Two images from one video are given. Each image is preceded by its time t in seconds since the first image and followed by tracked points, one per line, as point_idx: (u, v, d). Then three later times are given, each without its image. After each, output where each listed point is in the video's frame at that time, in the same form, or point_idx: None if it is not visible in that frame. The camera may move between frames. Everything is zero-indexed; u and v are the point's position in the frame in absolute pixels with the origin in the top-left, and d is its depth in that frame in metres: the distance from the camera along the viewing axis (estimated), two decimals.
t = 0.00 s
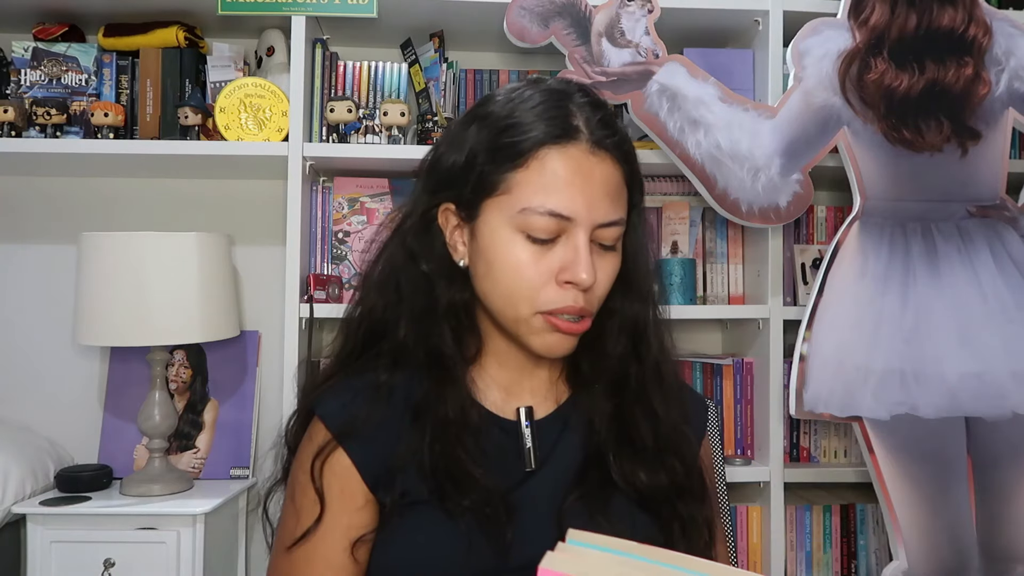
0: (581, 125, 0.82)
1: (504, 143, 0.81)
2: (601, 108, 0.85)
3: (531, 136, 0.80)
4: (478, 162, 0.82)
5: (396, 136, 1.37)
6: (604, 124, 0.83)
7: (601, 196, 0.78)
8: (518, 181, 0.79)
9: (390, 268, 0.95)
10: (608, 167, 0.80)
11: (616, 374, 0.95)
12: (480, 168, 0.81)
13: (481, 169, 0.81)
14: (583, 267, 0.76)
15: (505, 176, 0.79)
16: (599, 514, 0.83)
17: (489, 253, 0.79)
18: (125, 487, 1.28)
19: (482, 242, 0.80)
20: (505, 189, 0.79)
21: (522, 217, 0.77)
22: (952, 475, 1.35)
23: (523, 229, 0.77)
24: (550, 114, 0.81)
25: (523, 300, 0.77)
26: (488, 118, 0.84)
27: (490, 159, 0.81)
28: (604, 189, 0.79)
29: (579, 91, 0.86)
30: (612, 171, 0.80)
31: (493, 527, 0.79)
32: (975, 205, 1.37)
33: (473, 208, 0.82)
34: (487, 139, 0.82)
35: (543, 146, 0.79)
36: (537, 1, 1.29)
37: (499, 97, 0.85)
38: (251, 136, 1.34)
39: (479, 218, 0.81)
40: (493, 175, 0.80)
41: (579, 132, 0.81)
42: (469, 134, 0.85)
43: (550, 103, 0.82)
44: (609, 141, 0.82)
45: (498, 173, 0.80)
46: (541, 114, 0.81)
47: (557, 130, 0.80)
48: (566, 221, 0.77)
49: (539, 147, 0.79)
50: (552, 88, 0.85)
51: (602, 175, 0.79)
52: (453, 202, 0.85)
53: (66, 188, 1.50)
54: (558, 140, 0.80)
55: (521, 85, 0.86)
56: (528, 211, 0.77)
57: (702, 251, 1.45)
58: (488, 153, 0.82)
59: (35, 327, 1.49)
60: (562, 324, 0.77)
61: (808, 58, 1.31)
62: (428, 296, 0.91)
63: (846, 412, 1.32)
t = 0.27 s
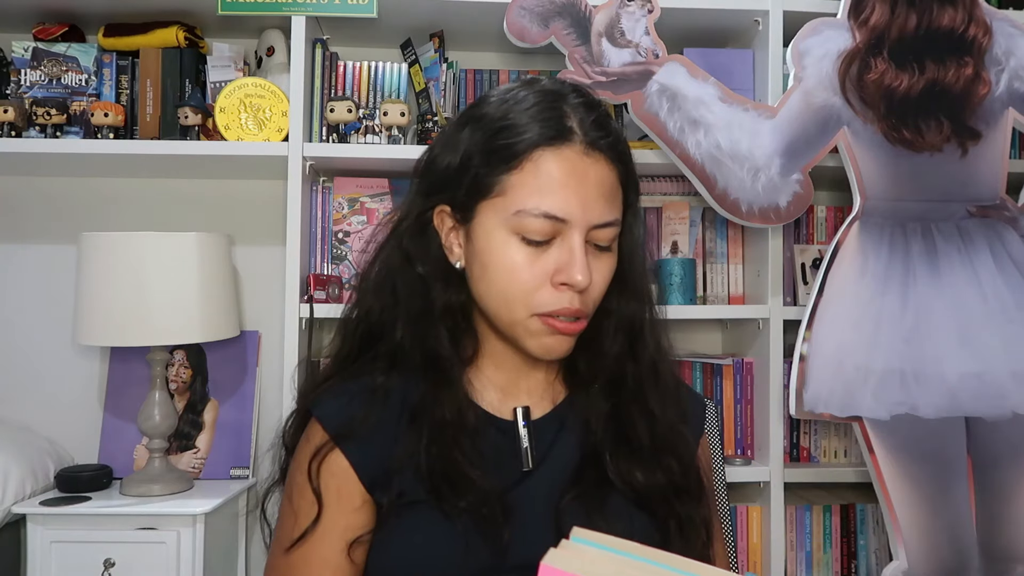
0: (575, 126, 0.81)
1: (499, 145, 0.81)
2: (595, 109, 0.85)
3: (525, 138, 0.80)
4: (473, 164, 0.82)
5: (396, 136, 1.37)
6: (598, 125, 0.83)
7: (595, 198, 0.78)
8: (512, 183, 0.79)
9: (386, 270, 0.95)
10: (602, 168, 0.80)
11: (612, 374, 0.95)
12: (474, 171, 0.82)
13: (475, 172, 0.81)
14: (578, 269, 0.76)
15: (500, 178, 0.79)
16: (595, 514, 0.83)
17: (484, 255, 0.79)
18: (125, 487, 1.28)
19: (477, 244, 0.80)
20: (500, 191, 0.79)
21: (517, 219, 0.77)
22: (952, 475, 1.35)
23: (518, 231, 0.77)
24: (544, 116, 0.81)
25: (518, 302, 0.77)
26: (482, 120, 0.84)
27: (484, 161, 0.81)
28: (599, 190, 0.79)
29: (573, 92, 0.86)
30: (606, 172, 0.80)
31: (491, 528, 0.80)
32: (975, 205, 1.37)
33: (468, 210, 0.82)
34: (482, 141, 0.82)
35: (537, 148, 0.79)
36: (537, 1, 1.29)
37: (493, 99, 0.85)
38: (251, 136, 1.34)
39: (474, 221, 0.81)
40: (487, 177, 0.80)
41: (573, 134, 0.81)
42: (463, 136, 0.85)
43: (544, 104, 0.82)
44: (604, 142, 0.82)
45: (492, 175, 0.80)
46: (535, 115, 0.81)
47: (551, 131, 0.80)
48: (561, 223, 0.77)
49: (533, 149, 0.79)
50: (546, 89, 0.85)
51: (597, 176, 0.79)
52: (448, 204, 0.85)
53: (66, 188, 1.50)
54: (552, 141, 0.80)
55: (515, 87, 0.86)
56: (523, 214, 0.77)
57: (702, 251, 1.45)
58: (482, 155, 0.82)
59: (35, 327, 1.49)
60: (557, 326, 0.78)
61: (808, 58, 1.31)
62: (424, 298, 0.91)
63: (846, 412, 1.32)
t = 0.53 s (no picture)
0: (569, 125, 0.81)
1: (493, 144, 0.81)
2: (590, 108, 0.85)
3: (519, 136, 0.80)
4: (468, 164, 0.82)
5: (396, 136, 1.37)
6: (593, 124, 0.83)
7: (589, 196, 0.78)
8: (507, 182, 0.79)
9: (382, 270, 0.95)
10: (597, 167, 0.80)
11: (609, 373, 0.95)
12: (469, 170, 0.82)
13: (470, 171, 0.81)
14: (572, 267, 0.75)
15: (494, 177, 0.79)
16: (592, 514, 0.83)
17: (479, 253, 0.79)
18: (125, 487, 1.28)
19: (471, 244, 0.80)
20: (494, 190, 0.79)
21: (511, 218, 0.77)
22: (952, 475, 1.35)
23: (512, 229, 0.77)
24: (539, 115, 0.81)
25: (513, 300, 0.77)
26: (476, 120, 0.84)
27: (479, 161, 0.81)
28: (594, 188, 0.79)
29: (568, 91, 0.86)
30: (601, 171, 0.80)
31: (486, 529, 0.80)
32: (975, 205, 1.37)
33: (463, 209, 0.82)
34: (476, 140, 0.83)
35: (531, 147, 0.79)
36: (537, 1, 1.29)
37: (488, 98, 0.85)
38: (251, 136, 1.34)
39: (469, 220, 0.81)
40: (482, 177, 0.80)
41: (567, 132, 0.80)
42: (458, 136, 0.85)
43: (538, 104, 0.82)
44: (598, 140, 0.82)
45: (487, 174, 0.80)
46: (529, 114, 0.81)
47: (545, 130, 0.80)
48: (555, 221, 0.76)
49: (527, 148, 0.79)
50: (541, 88, 0.85)
51: (592, 175, 0.79)
52: (444, 203, 0.85)
53: (66, 188, 1.50)
54: (546, 140, 0.80)
55: (510, 86, 0.86)
56: (517, 212, 0.77)
57: (702, 251, 1.45)
58: (477, 154, 0.82)
59: (35, 328, 1.49)
60: (552, 324, 0.77)
61: (808, 58, 1.31)
62: (420, 299, 0.91)
63: (846, 412, 1.32)
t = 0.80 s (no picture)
0: (562, 119, 0.81)
1: (487, 141, 0.81)
2: (582, 101, 0.85)
3: (513, 131, 0.80)
4: (462, 162, 0.82)
5: (396, 136, 1.37)
6: (586, 116, 0.83)
7: (585, 189, 0.78)
8: (502, 178, 0.79)
9: (381, 271, 0.95)
10: (592, 160, 0.80)
11: (610, 373, 0.95)
12: (464, 168, 0.82)
13: (465, 169, 0.81)
14: (570, 260, 0.75)
15: (490, 173, 0.79)
16: (596, 515, 0.82)
17: (477, 251, 0.79)
18: (125, 487, 1.28)
19: (469, 243, 0.80)
20: (490, 186, 0.79)
21: (507, 214, 0.77)
22: (952, 475, 1.35)
23: (509, 225, 0.77)
24: (531, 110, 0.81)
25: (512, 297, 0.77)
26: (469, 117, 0.84)
27: (474, 158, 0.81)
28: (589, 181, 0.79)
29: (561, 86, 0.86)
30: (596, 164, 0.80)
31: (490, 530, 0.80)
32: (975, 205, 1.37)
33: (459, 208, 0.82)
34: (469, 139, 0.83)
35: (525, 142, 0.79)
36: (537, 1, 1.29)
37: (480, 95, 0.85)
38: (251, 136, 1.34)
39: (466, 219, 0.81)
40: (477, 174, 0.80)
41: (561, 126, 0.81)
42: (452, 135, 0.85)
43: (530, 99, 0.82)
44: (592, 133, 0.82)
45: (482, 171, 0.80)
46: (523, 109, 0.81)
47: (539, 124, 0.80)
48: (552, 216, 0.77)
49: (522, 143, 0.79)
50: (534, 84, 0.85)
51: (587, 168, 0.79)
52: (440, 202, 0.85)
53: (66, 188, 1.50)
54: (540, 135, 0.80)
55: (502, 83, 0.86)
56: (513, 208, 0.77)
57: (702, 251, 1.45)
58: (471, 151, 0.82)
59: (35, 328, 1.49)
60: (553, 319, 0.77)
61: (808, 58, 1.31)
62: (419, 300, 0.91)
63: (846, 412, 1.32)
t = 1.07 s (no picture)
0: (578, 126, 0.81)
1: (501, 146, 0.80)
2: (598, 108, 0.84)
3: (527, 138, 0.79)
4: (476, 166, 0.82)
5: (396, 136, 1.37)
6: (601, 123, 0.83)
7: (598, 199, 0.78)
8: (515, 185, 0.78)
9: (387, 271, 0.94)
10: (606, 169, 0.80)
11: (617, 375, 0.95)
12: (476, 172, 0.81)
13: (477, 174, 0.81)
14: (581, 271, 0.75)
15: (502, 180, 0.79)
16: (601, 517, 0.82)
17: (486, 257, 0.79)
18: (125, 487, 1.28)
19: (479, 248, 0.80)
20: (502, 193, 0.79)
21: (519, 222, 0.77)
22: (952, 476, 1.35)
23: (520, 233, 0.77)
24: (546, 116, 0.81)
25: (520, 305, 0.77)
26: (483, 121, 0.83)
27: (486, 163, 0.81)
28: (602, 191, 0.78)
29: (576, 90, 0.85)
30: (610, 173, 0.80)
31: (494, 531, 0.79)
32: (975, 205, 1.37)
33: (470, 212, 0.82)
34: (483, 142, 0.82)
35: (539, 149, 0.79)
36: (537, 1, 1.29)
37: (495, 97, 0.84)
38: (251, 136, 1.34)
39: (476, 223, 0.81)
40: (489, 179, 0.80)
41: (575, 134, 0.80)
42: (464, 137, 0.85)
43: (546, 104, 0.82)
44: (607, 142, 0.81)
45: (495, 177, 0.80)
46: (538, 115, 0.81)
47: (554, 131, 0.79)
48: (564, 225, 0.76)
49: (536, 150, 0.79)
50: (549, 87, 0.84)
51: (600, 177, 0.79)
52: (451, 204, 0.85)
53: (65, 188, 1.50)
54: (555, 142, 0.79)
55: (517, 85, 0.85)
56: (525, 216, 0.77)
57: (702, 251, 1.45)
58: (484, 156, 0.81)
59: (35, 328, 1.49)
60: (561, 329, 0.78)
61: (808, 58, 1.31)
62: (428, 300, 0.91)
63: (846, 412, 1.32)
